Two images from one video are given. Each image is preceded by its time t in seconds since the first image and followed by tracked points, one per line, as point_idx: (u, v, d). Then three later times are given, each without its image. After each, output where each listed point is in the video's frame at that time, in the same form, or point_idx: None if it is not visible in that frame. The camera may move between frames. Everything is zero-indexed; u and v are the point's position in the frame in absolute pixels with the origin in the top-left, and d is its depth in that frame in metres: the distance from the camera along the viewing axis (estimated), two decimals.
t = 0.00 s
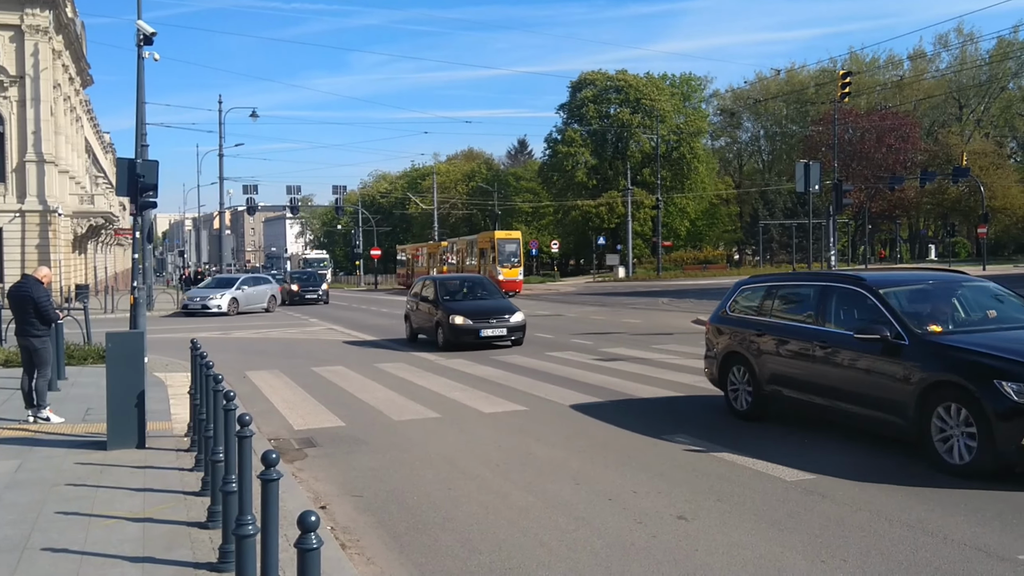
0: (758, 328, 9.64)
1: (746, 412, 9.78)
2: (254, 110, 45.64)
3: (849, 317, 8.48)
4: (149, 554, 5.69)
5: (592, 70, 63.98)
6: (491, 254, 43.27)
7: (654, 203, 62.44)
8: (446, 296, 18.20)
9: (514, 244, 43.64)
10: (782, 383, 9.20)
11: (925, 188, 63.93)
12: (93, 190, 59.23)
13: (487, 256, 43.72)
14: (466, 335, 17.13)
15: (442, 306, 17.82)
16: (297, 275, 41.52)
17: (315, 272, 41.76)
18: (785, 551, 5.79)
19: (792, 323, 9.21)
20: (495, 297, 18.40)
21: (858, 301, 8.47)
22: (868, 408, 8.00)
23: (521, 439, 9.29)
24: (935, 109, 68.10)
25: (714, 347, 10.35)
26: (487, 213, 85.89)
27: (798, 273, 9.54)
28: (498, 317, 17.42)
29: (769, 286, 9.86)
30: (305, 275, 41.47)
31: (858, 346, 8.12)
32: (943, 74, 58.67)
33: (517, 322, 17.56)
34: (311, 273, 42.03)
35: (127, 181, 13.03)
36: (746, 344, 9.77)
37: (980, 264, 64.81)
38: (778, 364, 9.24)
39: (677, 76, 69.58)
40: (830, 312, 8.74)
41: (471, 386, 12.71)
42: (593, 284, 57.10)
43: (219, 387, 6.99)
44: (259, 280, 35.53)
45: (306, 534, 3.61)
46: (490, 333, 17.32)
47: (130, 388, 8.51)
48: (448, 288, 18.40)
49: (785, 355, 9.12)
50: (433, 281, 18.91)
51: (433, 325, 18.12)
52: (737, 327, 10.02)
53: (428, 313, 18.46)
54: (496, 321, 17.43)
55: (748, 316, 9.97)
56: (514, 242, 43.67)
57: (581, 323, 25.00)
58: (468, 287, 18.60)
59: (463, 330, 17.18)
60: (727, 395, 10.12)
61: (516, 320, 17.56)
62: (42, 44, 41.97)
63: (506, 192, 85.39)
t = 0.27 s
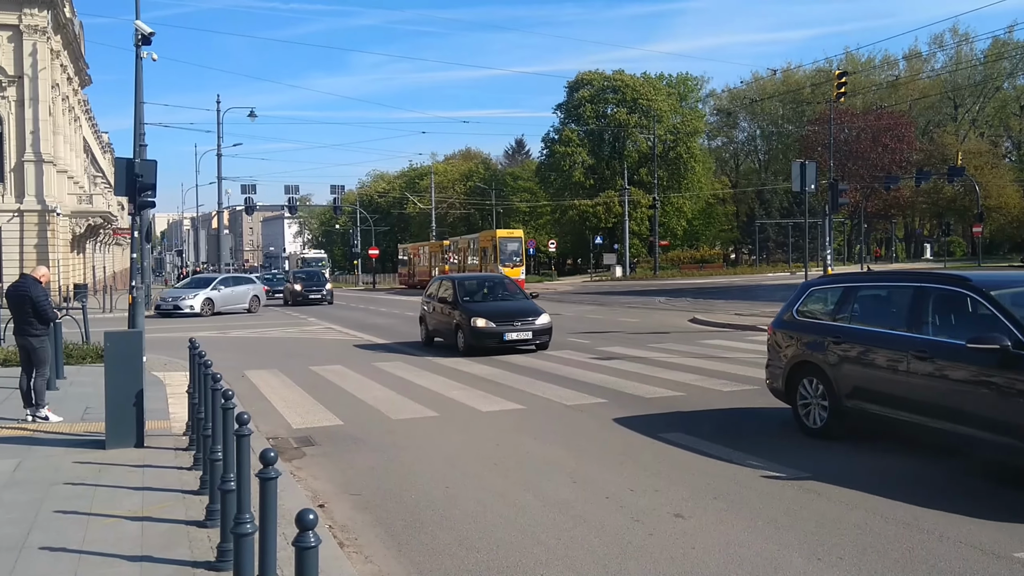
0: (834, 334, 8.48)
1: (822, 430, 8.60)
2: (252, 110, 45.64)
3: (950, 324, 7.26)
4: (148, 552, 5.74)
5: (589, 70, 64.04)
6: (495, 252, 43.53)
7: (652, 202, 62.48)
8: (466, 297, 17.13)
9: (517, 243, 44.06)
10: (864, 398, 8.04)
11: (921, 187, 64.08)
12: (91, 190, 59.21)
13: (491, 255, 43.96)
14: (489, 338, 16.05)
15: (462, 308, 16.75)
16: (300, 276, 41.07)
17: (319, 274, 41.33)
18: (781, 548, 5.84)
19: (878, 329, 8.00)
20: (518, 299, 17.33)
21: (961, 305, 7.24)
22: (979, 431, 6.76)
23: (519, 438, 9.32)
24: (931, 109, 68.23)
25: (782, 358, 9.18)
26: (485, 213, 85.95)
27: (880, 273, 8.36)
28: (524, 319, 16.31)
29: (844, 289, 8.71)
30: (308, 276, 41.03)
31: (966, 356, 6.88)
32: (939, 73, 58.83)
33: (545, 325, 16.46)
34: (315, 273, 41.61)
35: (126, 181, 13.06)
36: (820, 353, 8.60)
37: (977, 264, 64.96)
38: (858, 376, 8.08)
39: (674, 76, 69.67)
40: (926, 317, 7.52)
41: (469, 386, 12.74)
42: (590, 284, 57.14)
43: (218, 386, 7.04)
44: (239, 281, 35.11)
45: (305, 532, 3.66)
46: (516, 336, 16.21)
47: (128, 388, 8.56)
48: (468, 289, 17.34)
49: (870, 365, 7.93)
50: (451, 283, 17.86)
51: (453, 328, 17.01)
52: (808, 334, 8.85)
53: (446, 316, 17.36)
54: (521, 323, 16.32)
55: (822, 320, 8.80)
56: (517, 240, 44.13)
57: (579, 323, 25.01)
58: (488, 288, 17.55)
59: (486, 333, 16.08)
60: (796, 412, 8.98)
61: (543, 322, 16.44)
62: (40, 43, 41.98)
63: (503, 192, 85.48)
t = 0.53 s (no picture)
0: (949, 342, 7.22)
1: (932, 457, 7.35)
2: (247, 108, 45.53)
3: None
4: (142, 552, 5.69)
5: (586, 68, 63.98)
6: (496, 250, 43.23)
7: (649, 200, 62.47)
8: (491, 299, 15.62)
9: (519, 241, 43.78)
10: (988, 420, 6.80)
11: (918, 185, 64.13)
12: (86, 188, 59.00)
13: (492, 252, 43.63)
14: (519, 344, 14.47)
15: (487, 310, 15.22)
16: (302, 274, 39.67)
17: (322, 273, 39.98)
18: (779, 547, 5.81)
19: (1010, 339, 6.75)
20: (549, 301, 15.80)
21: None
22: None
23: (516, 438, 9.28)
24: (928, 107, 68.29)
25: (879, 372, 7.97)
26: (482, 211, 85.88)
27: (1003, 273, 7.13)
28: (557, 323, 14.74)
29: (959, 291, 7.47)
30: (311, 275, 39.69)
31: None
32: (936, 72, 58.83)
33: (580, 328, 14.87)
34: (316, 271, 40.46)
35: (121, 180, 12.99)
36: (931, 365, 7.35)
37: (974, 262, 65.04)
38: (983, 393, 6.81)
39: (671, 74, 69.65)
40: None
41: (466, 384, 12.69)
42: (588, 283, 57.11)
43: (213, 385, 6.98)
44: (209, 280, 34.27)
45: (300, 531, 3.61)
46: (548, 341, 14.63)
47: (124, 386, 8.51)
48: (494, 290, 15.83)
49: (999, 383, 6.67)
50: (474, 284, 16.36)
51: (478, 333, 15.47)
52: (916, 343, 7.58)
53: (470, 319, 15.83)
54: (554, 327, 14.74)
55: (931, 328, 7.54)
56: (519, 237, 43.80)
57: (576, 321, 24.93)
58: (513, 289, 16.06)
59: (516, 338, 14.50)
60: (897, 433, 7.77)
61: (578, 326, 14.87)
62: (35, 41, 41.84)
63: (500, 190, 85.45)
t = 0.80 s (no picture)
0: None
1: None
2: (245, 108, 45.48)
3: None
4: (140, 553, 5.69)
5: (584, 69, 63.95)
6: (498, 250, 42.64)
7: (646, 201, 62.51)
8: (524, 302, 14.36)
9: (522, 240, 43.04)
10: None
11: (916, 185, 64.21)
12: (83, 189, 58.94)
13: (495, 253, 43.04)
14: (556, 352, 13.24)
15: (519, 315, 13.98)
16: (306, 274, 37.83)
17: (325, 272, 38.10)
18: (777, 548, 5.81)
19: None
20: (585, 303, 14.53)
21: None
22: None
23: (514, 438, 9.28)
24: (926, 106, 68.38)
25: (1004, 390, 6.62)
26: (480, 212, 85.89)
27: None
28: (598, 328, 13.44)
29: None
30: (315, 274, 37.84)
31: None
32: (933, 72, 58.88)
33: (623, 334, 13.56)
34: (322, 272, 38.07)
35: (118, 181, 12.98)
36: None
37: (971, 261, 65.09)
38: None
39: (669, 74, 69.67)
40: None
41: (464, 385, 12.69)
42: (586, 283, 57.13)
43: (211, 386, 6.98)
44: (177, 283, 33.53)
45: (299, 533, 3.61)
46: (588, 350, 13.33)
47: (121, 388, 8.50)
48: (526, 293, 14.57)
49: None
50: (504, 285, 15.11)
51: (509, 340, 14.21)
52: None
53: (500, 325, 14.57)
54: (594, 333, 13.46)
55: None
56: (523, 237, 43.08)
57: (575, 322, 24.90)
58: (547, 290, 14.79)
59: (553, 346, 13.23)
60: None
61: (621, 331, 13.57)
62: (32, 42, 41.83)
63: (498, 191, 85.46)
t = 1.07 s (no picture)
0: None
1: None
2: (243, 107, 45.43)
3: None
4: (138, 553, 5.67)
5: (582, 68, 63.92)
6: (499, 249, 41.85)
7: (644, 200, 62.50)
8: (562, 305, 13.07)
9: (525, 239, 42.11)
10: None
11: (914, 184, 64.28)
12: (81, 188, 58.85)
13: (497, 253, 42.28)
14: (603, 361, 11.93)
15: (558, 319, 12.67)
16: (312, 274, 36.10)
17: (332, 272, 36.39)
18: (776, 547, 5.80)
19: None
20: (629, 306, 13.22)
21: None
22: None
23: (513, 437, 9.27)
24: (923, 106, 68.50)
25: None
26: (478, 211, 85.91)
27: None
28: (648, 334, 12.15)
29: None
30: (322, 274, 36.10)
31: None
32: (930, 71, 58.89)
33: (675, 341, 12.26)
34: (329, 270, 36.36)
35: (115, 180, 12.94)
36: None
37: (968, 261, 65.17)
38: None
39: (667, 73, 69.70)
40: None
41: (462, 384, 12.69)
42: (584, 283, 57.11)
43: (208, 386, 6.97)
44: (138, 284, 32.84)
45: (297, 532, 3.60)
46: (638, 358, 12.04)
47: (118, 387, 8.48)
48: (564, 294, 13.28)
49: None
50: (539, 286, 13.83)
51: (547, 346, 12.94)
52: None
53: (536, 330, 13.28)
54: (645, 340, 12.15)
55: None
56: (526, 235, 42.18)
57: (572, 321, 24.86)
58: (586, 291, 13.46)
59: (599, 354, 11.94)
60: None
61: (672, 337, 12.29)
62: (29, 41, 41.80)
63: (496, 190, 85.39)
